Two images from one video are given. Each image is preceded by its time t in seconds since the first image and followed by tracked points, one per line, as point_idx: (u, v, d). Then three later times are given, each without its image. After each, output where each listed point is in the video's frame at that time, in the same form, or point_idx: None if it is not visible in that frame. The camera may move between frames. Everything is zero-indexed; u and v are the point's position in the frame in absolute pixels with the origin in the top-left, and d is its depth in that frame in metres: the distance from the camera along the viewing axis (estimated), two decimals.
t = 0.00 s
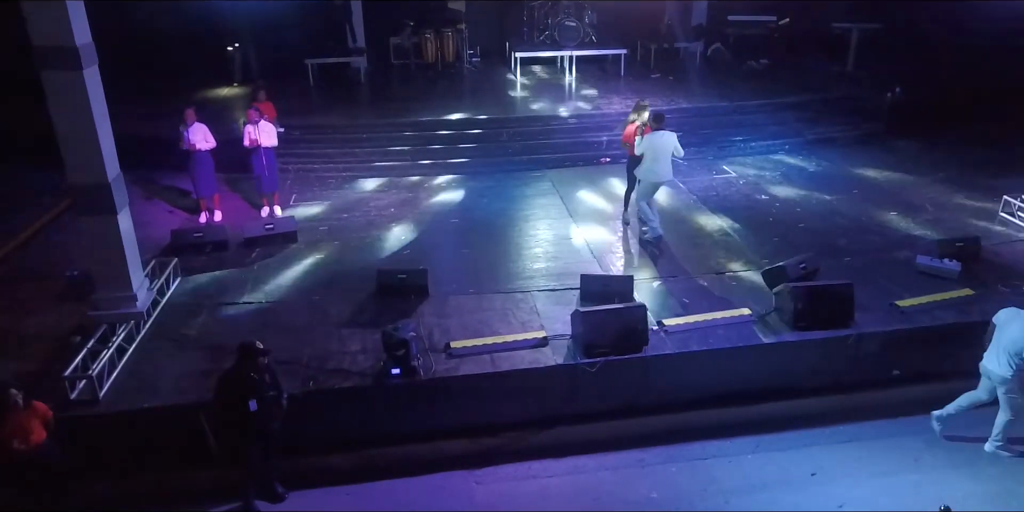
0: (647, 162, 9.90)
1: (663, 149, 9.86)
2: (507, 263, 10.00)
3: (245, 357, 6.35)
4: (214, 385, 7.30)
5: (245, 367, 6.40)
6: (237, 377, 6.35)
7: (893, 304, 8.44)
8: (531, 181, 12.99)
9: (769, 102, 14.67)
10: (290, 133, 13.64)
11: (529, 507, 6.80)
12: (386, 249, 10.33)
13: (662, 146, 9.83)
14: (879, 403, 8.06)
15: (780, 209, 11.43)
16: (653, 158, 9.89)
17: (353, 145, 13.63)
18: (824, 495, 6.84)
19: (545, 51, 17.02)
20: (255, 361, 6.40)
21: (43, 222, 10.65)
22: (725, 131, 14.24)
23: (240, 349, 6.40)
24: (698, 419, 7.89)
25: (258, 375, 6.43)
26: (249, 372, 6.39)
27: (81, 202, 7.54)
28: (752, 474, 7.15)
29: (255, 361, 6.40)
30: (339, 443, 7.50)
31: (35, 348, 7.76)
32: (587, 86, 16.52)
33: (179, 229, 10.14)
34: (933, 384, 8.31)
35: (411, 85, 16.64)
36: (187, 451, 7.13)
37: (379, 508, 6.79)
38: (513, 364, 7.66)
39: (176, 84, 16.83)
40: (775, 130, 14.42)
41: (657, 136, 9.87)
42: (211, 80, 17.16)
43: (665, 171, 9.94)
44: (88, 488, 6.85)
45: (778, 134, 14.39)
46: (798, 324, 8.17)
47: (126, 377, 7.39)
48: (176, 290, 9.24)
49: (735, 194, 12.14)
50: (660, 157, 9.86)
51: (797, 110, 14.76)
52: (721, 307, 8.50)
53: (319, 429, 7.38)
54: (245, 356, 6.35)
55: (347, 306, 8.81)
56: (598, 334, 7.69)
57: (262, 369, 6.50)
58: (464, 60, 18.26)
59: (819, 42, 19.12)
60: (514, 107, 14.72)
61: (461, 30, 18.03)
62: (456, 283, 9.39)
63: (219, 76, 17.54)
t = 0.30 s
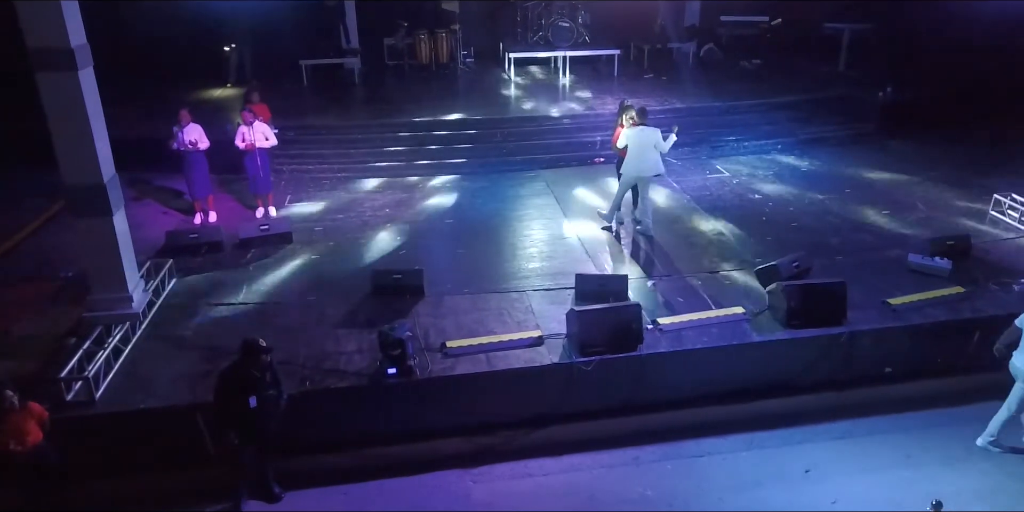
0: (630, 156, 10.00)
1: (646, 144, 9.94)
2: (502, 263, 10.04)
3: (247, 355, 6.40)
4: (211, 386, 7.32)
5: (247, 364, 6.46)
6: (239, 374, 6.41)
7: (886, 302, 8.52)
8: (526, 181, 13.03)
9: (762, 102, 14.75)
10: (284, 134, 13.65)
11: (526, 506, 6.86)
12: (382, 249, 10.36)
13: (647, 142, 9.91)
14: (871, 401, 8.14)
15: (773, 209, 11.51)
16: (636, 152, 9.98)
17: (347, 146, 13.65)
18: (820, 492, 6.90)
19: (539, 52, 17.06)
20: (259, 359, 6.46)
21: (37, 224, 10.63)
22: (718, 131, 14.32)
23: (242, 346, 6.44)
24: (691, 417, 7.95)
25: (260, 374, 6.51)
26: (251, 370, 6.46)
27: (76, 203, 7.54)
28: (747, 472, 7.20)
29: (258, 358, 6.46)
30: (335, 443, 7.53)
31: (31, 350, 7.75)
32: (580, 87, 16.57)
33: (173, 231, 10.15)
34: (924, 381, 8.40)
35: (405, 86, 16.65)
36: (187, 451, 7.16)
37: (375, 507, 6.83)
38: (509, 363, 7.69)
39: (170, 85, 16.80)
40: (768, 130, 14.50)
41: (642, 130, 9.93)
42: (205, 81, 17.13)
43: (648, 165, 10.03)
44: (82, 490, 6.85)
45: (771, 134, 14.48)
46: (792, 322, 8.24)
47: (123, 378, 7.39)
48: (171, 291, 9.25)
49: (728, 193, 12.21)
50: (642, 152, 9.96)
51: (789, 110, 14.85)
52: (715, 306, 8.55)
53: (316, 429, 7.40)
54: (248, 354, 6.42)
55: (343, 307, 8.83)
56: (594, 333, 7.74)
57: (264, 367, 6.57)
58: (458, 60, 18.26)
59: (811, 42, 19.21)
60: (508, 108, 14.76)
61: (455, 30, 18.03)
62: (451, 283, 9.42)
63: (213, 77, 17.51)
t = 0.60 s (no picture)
0: (614, 156, 10.23)
1: (631, 145, 10.16)
2: (500, 262, 10.11)
3: (243, 352, 6.51)
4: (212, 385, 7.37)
5: (243, 362, 6.59)
6: (234, 371, 6.53)
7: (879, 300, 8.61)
8: (523, 181, 13.11)
9: (757, 102, 14.85)
10: (282, 135, 13.71)
11: (524, 503, 6.94)
12: (380, 249, 10.43)
13: (633, 144, 10.13)
14: (865, 399, 8.24)
15: (768, 208, 11.60)
16: (620, 152, 10.20)
17: (345, 147, 13.71)
18: (814, 488, 6.99)
19: (535, 53, 17.14)
20: (254, 356, 6.58)
21: (37, 224, 10.67)
22: (714, 131, 14.42)
23: (238, 344, 6.54)
24: (688, 415, 8.03)
25: (255, 371, 6.63)
26: (247, 367, 6.58)
27: (77, 204, 7.59)
28: (743, 468, 7.29)
29: (253, 356, 6.57)
30: (335, 442, 7.60)
31: (32, 350, 7.80)
32: (577, 87, 16.65)
33: (173, 231, 10.20)
34: (918, 378, 8.49)
35: (402, 87, 16.72)
36: (188, 450, 7.21)
37: (375, 506, 6.90)
38: (507, 362, 7.76)
39: (168, 86, 16.84)
40: (763, 130, 14.61)
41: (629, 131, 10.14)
42: (203, 83, 17.16)
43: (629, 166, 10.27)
44: (83, 490, 6.90)
45: (766, 134, 14.58)
46: (786, 321, 8.32)
47: (124, 378, 7.45)
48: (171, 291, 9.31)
49: (724, 193, 12.31)
50: (626, 152, 10.19)
51: (784, 111, 14.95)
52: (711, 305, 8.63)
53: (316, 428, 7.45)
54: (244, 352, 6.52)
55: (342, 306, 8.89)
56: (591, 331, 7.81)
57: (259, 364, 6.69)
58: (455, 61, 18.33)
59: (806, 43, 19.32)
60: (505, 109, 14.84)
61: (452, 32, 18.08)
62: (450, 283, 9.49)
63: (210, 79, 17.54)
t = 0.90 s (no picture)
0: (612, 155, 10.36)
1: (628, 143, 10.30)
2: (500, 259, 10.28)
3: (241, 346, 6.69)
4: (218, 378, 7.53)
5: (243, 356, 6.76)
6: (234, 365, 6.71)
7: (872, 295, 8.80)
8: (522, 180, 13.28)
9: (753, 102, 15.01)
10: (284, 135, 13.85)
11: (524, 494, 7.14)
12: (380, 247, 10.58)
13: (628, 141, 10.27)
14: (857, 392, 8.42)
15: (764, 207, 11.77)
16: (618, 152, 10.34)
17: (346, 146, 13.86)
18: (806, 478, 7.18)
19: (534, 54, 17.29)
20: (253, 350, 6.75)
21: (43, 222, 10.81)
22: (710, 130, 14.59)
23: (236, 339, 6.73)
24: (684, 408, 8.20)
25: (255, 364, 6.78)
26: (247, 361, 6.74)
27: (86, 201, 7.74)
28: (737, 459, 7.47)
29: (252, 350, 6.74)
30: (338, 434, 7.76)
31: (41, 344, 7.96)
32: (575, 88, 16.80)
33: (177, 229, 10.35)
34: (911, 372, 8.67)
35: (402, 87, 16.87)
36: (195, 441, 7.38)
37: (378, 497, 7.09)
38: (507, 355, 7.92)
39: (170, 87, 16.98)
40: (758, 129, 14.78)
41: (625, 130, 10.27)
42: (203, 83, 17.27)
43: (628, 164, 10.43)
44: (95, 480, 7.11)
45: (762, 134, 14.76)
46: (780, 315, 8.49)
47: (132, 371, 7.61)
48: (176, 288, 9.47)
49: (720, 191, 12.48)
50: (624, 151, 10.30)
51: (779, 110, 15.12)
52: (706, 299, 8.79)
53: (321, 421, 7.61)
54: (243, 347, 6.71)
55: (345, 302, 9.04)
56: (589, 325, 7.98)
57: (258, 357, 6.84)
58: (454, 62, 18.46)
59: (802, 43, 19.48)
60: (504, 108, 15.01)
61: (451, 32, 18.22)
62: (450, 279, 9.65)
63: (211, 79, 17.66)
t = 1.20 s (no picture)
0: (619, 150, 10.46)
1: (631, 139, 10.44)
2: (500, 254, 10.52)
3: (246, 334, 6.89)
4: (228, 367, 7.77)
5: (247, 344, 6.95)
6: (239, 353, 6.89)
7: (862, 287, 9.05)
8: (521, 177, 13.53)
9: (749, 100, 15.27)
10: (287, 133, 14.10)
11: (523, 479, 7.39)
12: (383, 242, 10.82)
13: (632, 135, 10.41)
14: (847, 381, 8.68)
15: (759, 203, 12.02)
16: (624, 148, 10.46)
17: (349, 144, 14.10)
18: (796, 463, 7.43)
19: (533, 54, 17.55)
20: (257, 338, 6.94)
21: (53, 217, 11.04)
22: (707, 129, 14.85)
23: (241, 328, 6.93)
24: (679, 396, 8.45)
25: (259, 352, 6.98)
26: (252, 348, 6.93)
27: (99, 195, 7.99)
28: (730, 445, 7.72)
29: (256, 338, 6.93)
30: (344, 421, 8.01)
31: (55, 335, 8.22)
32: (574, 87, 17.05)
33: (185, 224, 10.59)
34: (899, 361, 8.92)
35: (403, 87, 17.11)
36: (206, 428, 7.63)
37: (383, 482, 7.33)
38: (507, 345, 8.17)
39: (174, 85, 17.22)
40: (754, 128, 15.04)
41: (626, 126, 10.44)
42: (207, 82, 17.50)
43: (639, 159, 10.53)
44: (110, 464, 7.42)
45: (758, 132, 15.01)
46: (773, 307, 8.74)
47: (143, 360, 7.85)
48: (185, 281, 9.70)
49: (716, 188, 12.73)
50: (631, 147, 10.42)
51: (775, 108, 15.38)
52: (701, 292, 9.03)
53: (327, 408, 7.85)
54: (247, 335, 6.90)
55: (350, 295, 9.29)
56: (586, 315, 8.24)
57: (263, 345, 7.04)
58: (455, 62, 18.71)
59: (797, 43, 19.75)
60: (504, 107, 15.26)
61: (452, 32, 18.47)
62: (451, 272, 9.89)
63: (215, 77, 17.91)
